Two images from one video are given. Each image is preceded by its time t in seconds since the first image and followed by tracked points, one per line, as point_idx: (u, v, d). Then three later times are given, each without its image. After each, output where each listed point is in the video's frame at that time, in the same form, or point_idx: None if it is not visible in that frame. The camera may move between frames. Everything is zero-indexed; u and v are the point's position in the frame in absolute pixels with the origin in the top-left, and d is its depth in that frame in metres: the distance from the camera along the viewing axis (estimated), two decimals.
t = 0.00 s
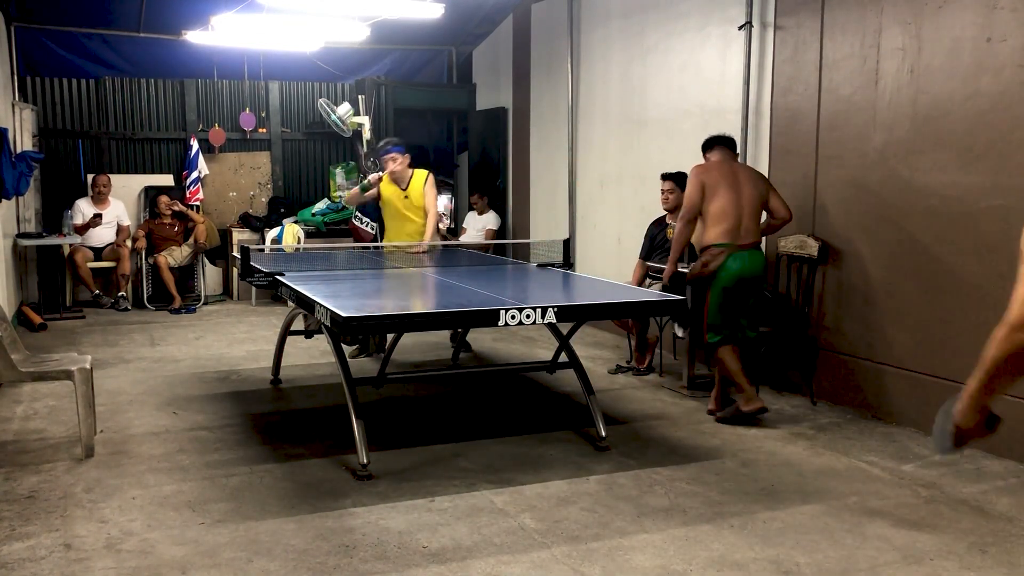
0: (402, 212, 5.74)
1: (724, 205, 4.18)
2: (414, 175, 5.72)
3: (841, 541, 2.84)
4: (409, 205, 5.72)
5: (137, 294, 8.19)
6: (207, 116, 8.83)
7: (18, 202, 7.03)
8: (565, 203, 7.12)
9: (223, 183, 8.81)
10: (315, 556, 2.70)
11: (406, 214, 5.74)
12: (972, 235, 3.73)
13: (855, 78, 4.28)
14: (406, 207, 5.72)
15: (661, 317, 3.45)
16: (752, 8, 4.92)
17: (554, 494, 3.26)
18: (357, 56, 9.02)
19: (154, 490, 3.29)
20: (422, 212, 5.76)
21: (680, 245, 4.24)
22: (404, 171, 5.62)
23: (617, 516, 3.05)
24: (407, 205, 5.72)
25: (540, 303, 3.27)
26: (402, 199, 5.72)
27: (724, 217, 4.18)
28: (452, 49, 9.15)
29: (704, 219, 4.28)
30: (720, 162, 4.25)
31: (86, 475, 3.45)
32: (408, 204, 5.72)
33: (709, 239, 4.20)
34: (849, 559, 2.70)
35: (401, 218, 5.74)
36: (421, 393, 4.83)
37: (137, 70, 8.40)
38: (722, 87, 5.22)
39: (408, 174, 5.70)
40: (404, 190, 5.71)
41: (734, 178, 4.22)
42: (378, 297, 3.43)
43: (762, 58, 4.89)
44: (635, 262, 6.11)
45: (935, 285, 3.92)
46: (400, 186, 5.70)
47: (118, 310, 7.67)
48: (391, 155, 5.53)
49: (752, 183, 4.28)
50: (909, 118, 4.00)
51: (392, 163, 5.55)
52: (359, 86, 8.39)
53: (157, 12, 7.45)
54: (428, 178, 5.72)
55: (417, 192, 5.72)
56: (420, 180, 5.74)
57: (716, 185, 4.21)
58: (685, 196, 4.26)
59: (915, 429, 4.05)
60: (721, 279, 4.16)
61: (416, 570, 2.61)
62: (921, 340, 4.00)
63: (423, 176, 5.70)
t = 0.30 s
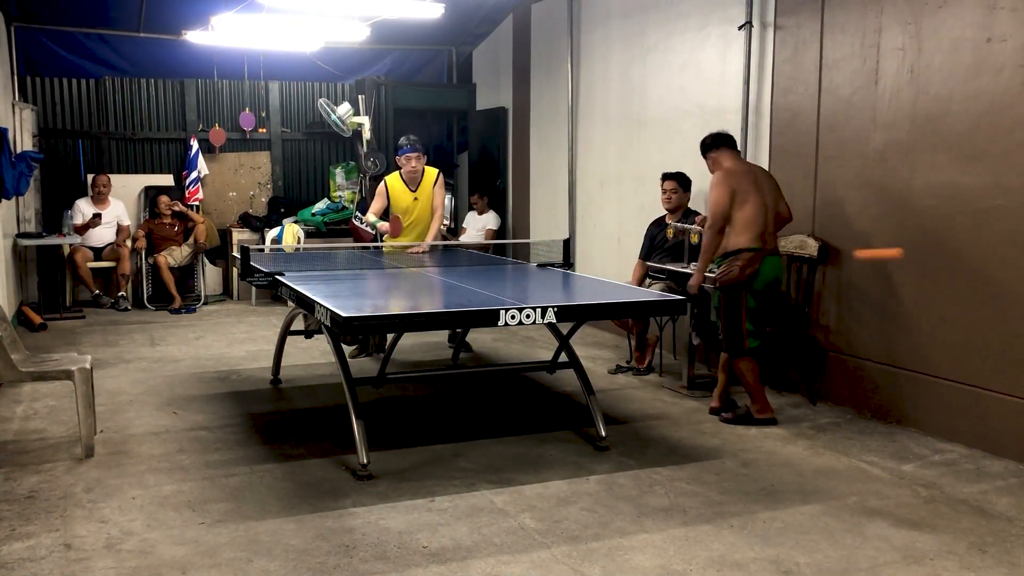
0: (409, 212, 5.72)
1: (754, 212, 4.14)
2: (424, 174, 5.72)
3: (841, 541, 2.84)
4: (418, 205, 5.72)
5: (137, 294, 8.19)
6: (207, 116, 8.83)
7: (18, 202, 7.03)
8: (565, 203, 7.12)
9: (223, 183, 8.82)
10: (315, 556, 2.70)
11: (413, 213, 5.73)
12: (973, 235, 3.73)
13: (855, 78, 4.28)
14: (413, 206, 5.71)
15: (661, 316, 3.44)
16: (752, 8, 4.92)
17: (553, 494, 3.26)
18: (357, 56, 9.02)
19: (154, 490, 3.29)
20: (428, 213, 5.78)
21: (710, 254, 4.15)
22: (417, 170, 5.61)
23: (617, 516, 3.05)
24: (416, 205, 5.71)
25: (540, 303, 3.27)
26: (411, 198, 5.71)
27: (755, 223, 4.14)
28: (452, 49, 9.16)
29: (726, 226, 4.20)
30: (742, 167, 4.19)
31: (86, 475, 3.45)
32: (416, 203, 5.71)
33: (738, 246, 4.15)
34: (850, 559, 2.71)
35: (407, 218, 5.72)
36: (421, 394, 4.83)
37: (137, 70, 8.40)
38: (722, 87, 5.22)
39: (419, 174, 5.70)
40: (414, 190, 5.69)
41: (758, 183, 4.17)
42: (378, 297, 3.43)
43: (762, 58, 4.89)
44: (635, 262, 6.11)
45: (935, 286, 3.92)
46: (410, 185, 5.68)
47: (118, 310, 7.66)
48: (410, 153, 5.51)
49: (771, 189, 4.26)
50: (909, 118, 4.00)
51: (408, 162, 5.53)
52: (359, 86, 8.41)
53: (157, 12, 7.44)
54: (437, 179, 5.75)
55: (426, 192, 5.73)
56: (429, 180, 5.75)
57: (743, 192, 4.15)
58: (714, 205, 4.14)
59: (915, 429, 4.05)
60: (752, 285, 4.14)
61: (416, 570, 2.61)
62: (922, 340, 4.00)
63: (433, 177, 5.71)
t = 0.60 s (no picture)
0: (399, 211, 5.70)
1: (776, 212, 4.12)
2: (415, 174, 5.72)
3: (841, 541, 2.84)
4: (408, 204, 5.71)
5: (137, 295, 8.19)
6: (207, 116, 8.82)
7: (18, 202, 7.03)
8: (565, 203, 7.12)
9: (223, 183, 8.81)
10: (315, 556, 2.70)
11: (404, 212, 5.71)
12: (972, 236, 3.73)
13: (855, 78, 4.28)
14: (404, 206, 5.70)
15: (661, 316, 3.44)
16: (752, 8, 4.92)
17: (554, 494, 3.26)
18: (357, 56, 9.02)
19: (155, 490, 3.29)
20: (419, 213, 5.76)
21: (739, 254, 4.05)
22: (409, 167, 5.60)
23: (617, 516, 3.05)
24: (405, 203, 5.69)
25: (540, 303, 3.27)
26: (401, 196, 5.69)
27: (776, 226, 4.13)
28: (452, 49, 9.16)
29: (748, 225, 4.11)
30: (763, 168, 4.13)
31: (86, 475, 3.45)
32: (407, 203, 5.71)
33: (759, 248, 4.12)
34: (850, 559, 2.71)
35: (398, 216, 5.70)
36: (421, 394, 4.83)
37: (138, 71, 8.40)
38: (722, 87, 5.22)
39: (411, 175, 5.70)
40: (405, 188, 5.68)
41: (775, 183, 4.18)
42: (378, 297, 3.43)
43: (762, 58, 4.89)
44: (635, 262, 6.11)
45: (935, 287, 3.92)
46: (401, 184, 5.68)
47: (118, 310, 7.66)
48: (404, 150, 5.51)
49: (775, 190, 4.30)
50: (909, 118, 4.00)
51: (401, 159, 5.52)
52: (359, 86, 8.42)
53: (157, 12, 7.45)
54: (429, 180, 5.77)
55: (417, 191, 5.71)
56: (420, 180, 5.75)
57: (767, 194, 4.10)
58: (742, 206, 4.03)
59: (915, 429, 4.05)
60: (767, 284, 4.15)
61: (416, 570, 2.61)
62: (922, 340, 4.00)
63: (424, 177, 5.73)
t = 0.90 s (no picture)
0: (397, 208, 5.72)
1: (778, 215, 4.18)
2: (415, 173, 5.71)
3: (841, 541, 2.84)
4: (408, 203, 5.72)
5: (137, 295, 8.19)
6: (207, 116, 8.83)
7: (18, 202, 7.03)
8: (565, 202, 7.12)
9: (223, 183, 8.82)
10: (315, 556, 2.70)
11: (403, 210, 5.73)
12: (972, 236, 3.73)
13: (855, 77, 4.28)
14: (403, 204, 5.72)
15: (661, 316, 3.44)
16: (752, 8, 4.92)
17: (553, 494, 3.26)
18: (357, 56, 9.02)
19: (154, 490, 3.29)
20: (419, 212, 5.77)
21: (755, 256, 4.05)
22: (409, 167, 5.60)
23: (617, 516, 3.05)
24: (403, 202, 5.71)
25: (540, 303, 3.27)
26: (400, 195, 5.71)
27: (780, 227, 4.20)
28: (452, 49, 9.16)
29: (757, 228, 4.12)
30: (763, 171, 4.18)
31: (86, 475, 3.45)
32: (406, 201, 5.71)
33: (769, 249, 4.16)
34: (850, 559, 2.71)
35: (396, 213, 5.72)
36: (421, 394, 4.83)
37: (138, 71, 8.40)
38: (722, 86, 5.22)
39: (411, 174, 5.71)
40: (404, 187, 5.70)
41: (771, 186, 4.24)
42: (378, 297, 3.43)
43: (762, 58, 4.89)
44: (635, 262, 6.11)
45: (935, 286, 3.92)
46: (402, 182, 5.70)
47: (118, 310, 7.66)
48: (404, 150, 5.50)
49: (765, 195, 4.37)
50: (909, 118, 4.00)
51: (400, 158, 5.51)
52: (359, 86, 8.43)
53: (157, 12, 7.45)
54: (430, 179, 5.76)
55: (416, 190, 5.72)
56: (421, 179, 5.75)
57: (771, 196, 4.15)
58: (755, 211, 4.04)
59: (915, 429, 4.05)
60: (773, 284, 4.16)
61: (416, 570, 2.61)
62: (922, 340, 4.00)
63: (426, 177, 5.72)
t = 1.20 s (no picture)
0: (416, 214, 5.81)
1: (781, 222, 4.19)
2: (423, 177, 5.74)
3: (841, 541, 2.84)
4: (423, 207, 5.78)
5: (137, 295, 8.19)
6: (207, 116, 8.83)
7: (18, 202, 7.03)
8: (565, 202, 7.12)
9: (223, 183, 8.82)
10: (315, 556, 2.70)
11: (422, 213, 5.80)
12: (972, 236, 3.73)
13: (855, 78, 4.28)
14: (420, 209, 5.78)
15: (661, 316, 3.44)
16: (752, 8, 4.92)
17: (554, 494, 3.26)
18: (357, 56, 9.02)
19: (154, 490, 3.29)
20: (437, 212, 5.81)
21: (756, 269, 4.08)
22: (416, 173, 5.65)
23: (617, 516, 3.05)
24: (420, 207, 5.77)
25: (540, 303, 3.27)
26: (415, 201, 5.77)
27: (784, 234, 4.21)
28: (452, 49, 9.15)
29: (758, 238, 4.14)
30: (763, 179, 4.18)
31: (87, 475, 3.45)
32: (422, 206, 5.78)
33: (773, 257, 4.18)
34: (850, 560, 2.71)
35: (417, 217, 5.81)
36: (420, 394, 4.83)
37: (139, 72, 8.40)
38: (722, 86, 5.22)
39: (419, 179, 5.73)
40: (416, 193, 5.75)
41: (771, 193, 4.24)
42: (378, 297, 3.43)
43: (762, 58, 4.90)
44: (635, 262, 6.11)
45: (935, 286, 3.92)
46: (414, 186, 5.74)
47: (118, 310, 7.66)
48: (403, 160, 5.50)
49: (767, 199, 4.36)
50: (909, 118, 4.00)
51: (403, 169, 5.53)
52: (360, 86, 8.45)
53: (157, 12, 7.45)
54: (438, 179, 5.73)
55: (428, 193, 5.74)
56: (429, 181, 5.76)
57: (773, 204, 4.16)
58: (759, 222, 4.05)
59: (915, 429, 4.05)
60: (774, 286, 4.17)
61: (416, 570, 2.61)
62: (922, 340, 3.99)
63: (432, 178, 5.71)
